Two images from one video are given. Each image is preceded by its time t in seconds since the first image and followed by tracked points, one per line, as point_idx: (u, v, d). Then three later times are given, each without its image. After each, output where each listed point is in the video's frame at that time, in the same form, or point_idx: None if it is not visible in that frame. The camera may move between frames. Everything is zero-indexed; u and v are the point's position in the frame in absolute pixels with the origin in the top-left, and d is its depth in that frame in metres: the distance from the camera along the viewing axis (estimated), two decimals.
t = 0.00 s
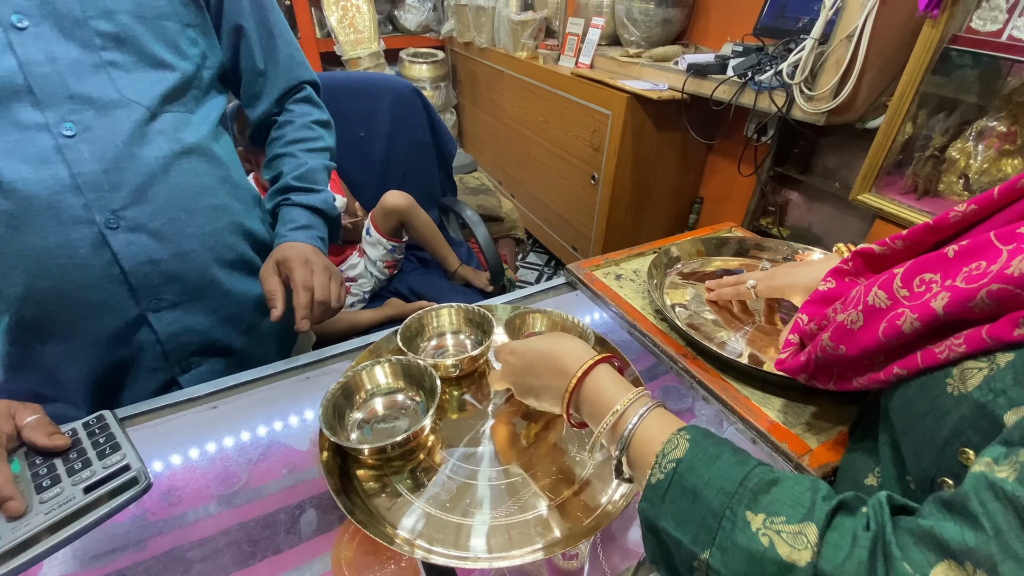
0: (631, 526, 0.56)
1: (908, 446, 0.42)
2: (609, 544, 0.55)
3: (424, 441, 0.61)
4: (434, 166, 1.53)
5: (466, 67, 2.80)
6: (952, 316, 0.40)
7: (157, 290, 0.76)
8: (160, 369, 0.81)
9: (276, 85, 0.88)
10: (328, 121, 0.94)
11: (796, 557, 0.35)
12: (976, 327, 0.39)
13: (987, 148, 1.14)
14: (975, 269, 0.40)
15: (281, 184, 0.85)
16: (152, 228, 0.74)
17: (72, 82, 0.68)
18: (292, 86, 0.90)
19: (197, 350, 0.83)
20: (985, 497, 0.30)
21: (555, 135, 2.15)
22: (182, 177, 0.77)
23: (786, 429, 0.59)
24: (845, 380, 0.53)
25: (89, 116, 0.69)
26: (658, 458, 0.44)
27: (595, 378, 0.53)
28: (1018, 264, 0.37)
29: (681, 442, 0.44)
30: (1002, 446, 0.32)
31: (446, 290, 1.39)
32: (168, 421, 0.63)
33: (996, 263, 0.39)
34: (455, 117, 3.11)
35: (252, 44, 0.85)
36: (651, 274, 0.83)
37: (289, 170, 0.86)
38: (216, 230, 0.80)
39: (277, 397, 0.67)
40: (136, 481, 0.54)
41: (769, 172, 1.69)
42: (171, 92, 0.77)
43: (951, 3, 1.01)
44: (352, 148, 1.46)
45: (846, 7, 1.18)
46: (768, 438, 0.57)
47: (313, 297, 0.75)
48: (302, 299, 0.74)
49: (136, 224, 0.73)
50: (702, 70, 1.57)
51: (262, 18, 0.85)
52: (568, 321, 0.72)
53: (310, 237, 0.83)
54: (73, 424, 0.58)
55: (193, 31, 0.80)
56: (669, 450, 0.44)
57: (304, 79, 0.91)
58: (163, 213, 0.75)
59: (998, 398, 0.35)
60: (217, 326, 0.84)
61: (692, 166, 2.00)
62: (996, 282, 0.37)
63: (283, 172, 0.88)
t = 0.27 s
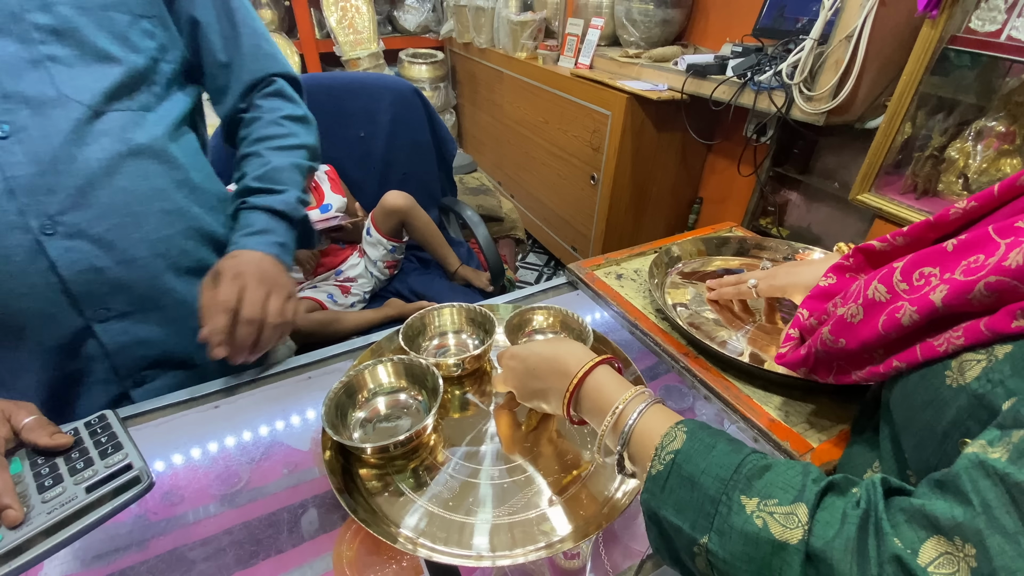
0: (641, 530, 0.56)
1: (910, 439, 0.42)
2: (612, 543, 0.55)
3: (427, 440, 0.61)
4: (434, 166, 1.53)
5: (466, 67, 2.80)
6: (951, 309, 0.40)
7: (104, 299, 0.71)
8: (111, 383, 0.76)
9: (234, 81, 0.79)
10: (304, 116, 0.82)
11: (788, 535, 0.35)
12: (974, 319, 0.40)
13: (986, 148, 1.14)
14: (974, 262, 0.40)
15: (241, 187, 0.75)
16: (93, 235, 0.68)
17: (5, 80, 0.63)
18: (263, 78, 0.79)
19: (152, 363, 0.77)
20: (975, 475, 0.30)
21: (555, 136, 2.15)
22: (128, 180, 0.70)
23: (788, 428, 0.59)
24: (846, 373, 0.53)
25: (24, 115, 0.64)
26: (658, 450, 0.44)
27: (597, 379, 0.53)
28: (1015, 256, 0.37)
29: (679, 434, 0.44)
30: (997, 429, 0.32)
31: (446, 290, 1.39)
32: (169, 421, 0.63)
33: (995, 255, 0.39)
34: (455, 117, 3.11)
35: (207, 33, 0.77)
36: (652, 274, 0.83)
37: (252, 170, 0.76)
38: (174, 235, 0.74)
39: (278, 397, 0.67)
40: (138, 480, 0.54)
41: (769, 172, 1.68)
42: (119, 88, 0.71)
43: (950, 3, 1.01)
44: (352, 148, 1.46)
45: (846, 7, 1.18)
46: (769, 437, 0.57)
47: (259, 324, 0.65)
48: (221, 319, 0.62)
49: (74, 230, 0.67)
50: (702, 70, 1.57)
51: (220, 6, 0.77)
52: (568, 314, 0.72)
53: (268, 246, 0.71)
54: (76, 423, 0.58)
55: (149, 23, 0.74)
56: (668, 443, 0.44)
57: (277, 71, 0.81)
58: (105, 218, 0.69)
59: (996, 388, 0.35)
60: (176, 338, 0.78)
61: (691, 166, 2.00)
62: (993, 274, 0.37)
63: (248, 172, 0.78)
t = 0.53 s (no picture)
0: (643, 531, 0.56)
1: (912, 436, 0.42)
2: (612, 544, 0.55)
3: (428, 441, 0.61)
4: (434, 167, 1.53)
5: (464, 69, 2.81)
6: (950, 306, 0.40)
7: (55, 307, 0.67)
8: (73, 388, 0.73)
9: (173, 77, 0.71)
10: (250, 127, 0.74)
11: (792, 532, 0.35)
12: (973, 316, 0.40)
13: (984, 149, 1.15)
14: (973, 259, 0.40)
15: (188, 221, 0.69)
16: (42, 241, 0.64)
17: None
18: (197, 78, 0.71)
19: (113, 368, 0.74)
20: (978, 470, 0.31)
21: (553, 137, 2.15)
22: (79, 186, 0.66)
23: (788, 428, 0.59)
24: (845, 371, 0.53)
25: None
26: (660, 449, 0.44)
27: (597, 379, 0.53)
28: (1015, 253, 0.37)
29: (681, 433, 0.44)
30: (1000, 425, 0.33)
31: (446, 291, 1.39)
32: (168, 422, 0.62)
33: (994, 252, 0.39)
34: (454, 119, 3.11)
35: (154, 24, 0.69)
36: (651, 274, 0.83)
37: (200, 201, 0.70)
38: (129, 240, 0.70)
39: (278, 398, 0.67)
40: (138, 482, 0.54)
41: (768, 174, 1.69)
42: (64, 89, 0.64)
43: (948, 5, 1.02)
44: (351, 150, 1.47)
45: (844, 9, 1.19)
46: (770, 437, 0.57)
47: (223, 376, 0.63)
48: (190, 372, 0.62)
49: (22, 237, 0.63)
50: (700, 72, 1.58)
51: None
52: (566, 315, 0.72)
53: (231, 294, 0.68)
54: (74, 425, 0.58)
55: (98, 17, 0.67)
56: (670, 441, 0.44)
57: (214, 71, 0.72)
58: (56, 224, 0.65)
59: (998, 385, 0.35)
60: (134, 344, 0.74)
61: (690, 167, 2.00)
62: (993, 271, 0.38)
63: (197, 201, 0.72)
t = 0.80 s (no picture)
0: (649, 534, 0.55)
1: (916, 435, 0.42)
2: (614, 545, 0.55)
3: (428, 443, 0.61)
4: (433, 169, 1.53)
5: (463, 70, 2.81)
6: (955, 305, 0.40)
7: (34, 311, 0.68)
8: (53, 387, 0.74)
9: (121, 72, 0.66)
10: (213, 120, 0.70)
11: (797, 531, 0.35)
12: (979, 315, 0.40)
13: (983, 149, 1.15)
14: (979, 258, 0.40)
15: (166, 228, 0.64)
16: (18, 251, 0.65)
17: None
18: (147, 69, 0.66)
19: (92, 367, 0.76)
20: (987, 468, 0.30)
21: (553, 138, 2.15)
22: (51, 196, 0.66)
23: (790, 428, 0.59)
24: (847, 371, 0.53)
25: None
26: (663, 448, 0.44)
27: (597, 382, 0.53)
28: (1021, 252, 0.37)
29: (683, 433, 0.44)
30: (1007, 424, 0.32)
31: (446, 293, 1.39)
32: (169, 424, 0.62)
33: (1001, 252, 0.39)
34: (452, 120, 3.11)
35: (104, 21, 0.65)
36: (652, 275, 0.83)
37: (174, 204, 0.65)
38: (101, 245, 0.71)
39: (278, 399, 0.66)
40: (138, 485, 0.53)
41: (766, 174, 1.70)
42: (30, 98, 0.63)
43: (946, 7, 1.02)
44: (351, 151, 1.47)
45: (843, 10, 1.19)
46: (771, 437, 0.57)
47: (222, 380, 0.63)
48: (190, 380, 0.62)
49: None
50: (699, 73, 1.57)
51: None
52: (565, 317, 0.72)
53: (223, 300, 0.66)
54: (73, 428, 0.58)
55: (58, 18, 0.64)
56: (672, 441, 0.44)
57: (165, 63, 0.67)
58: (30, 234, 0.65)
59: (1004, 384, 0.35)
60: (115, 344, 0.77)
61: (689, 167, 2.00)
62: (999, 270, 0.38)
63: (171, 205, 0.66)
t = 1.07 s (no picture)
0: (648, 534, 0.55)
1: (914, 437, 0.42)
2: (612, 547, 0.55)
3: (427, 445, 0.61)
4: (432, 170, 1.54)
5: (461, 72, 2.82)
6: (953, 306, 0.41)
7: (28, 310, 0.68)
8: (48, 382, 0.75)
9: (82, 69, 0.64)
10: (181, 117, 0.67)
11: (800, 541, 0.35)
12: (977, 316, 0.40)
13: (980, 150, 1.16)
14: (976, 260, 0.40)
15: (143, 231, 0.63)
16: (8, 252, 0.65)
17: None
18: (108, 65, 0.64)
19: (86, 360, 0.76)
20: (990, 478, 0.31)
21: (551, 140, 2.16)
22: (35, 197, 0.66)
23: (788, 429, 0.59)
24: (845, 372, 0.53)
25: None
26: (663, 459, 0.43)
27: (596, 394, 0.51)
28: (1018, 254, 0.37)
29: (683, 442, 0.44)
30: (1007, 430, 0.33)
31: (445, 295, 1.39)
32: (167, 427, 0.62)
33: (998, 253, 0.39)
34: (450, 122, 3.11)
35: (60, 16, 0.64)
36: (650, 277, 0.83)
37: (150, 207, 0.63)
38: (84, 244, 0.71)
39: (277, 403, 0.66)
40: (136, 488, 0.53)
41: (764, 176, 1.70)
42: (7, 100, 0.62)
43: (943, 8, 1.02)
44: (349, 153, 1.47)
45: (839, 12, 1.19)
46: (769, 439, 0.57)
47: (220, 383, 0.62)
48: (187, 382, 0.62)
49: None
50: (697, 74, 1.57)
51: None
52: (564, 319, 0.72)
53: (210, 301, 0.65)
54: (71, 431, 0.58)
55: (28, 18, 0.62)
56: (673, 451, 0.43)
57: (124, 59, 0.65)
58: (18, 235, 0.65)
59: (1002, 386, 0.36)
60: (104, 339, 0.77)
61: (687, 169, 2.01)
62: (997, 271, 0.38)
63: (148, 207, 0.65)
